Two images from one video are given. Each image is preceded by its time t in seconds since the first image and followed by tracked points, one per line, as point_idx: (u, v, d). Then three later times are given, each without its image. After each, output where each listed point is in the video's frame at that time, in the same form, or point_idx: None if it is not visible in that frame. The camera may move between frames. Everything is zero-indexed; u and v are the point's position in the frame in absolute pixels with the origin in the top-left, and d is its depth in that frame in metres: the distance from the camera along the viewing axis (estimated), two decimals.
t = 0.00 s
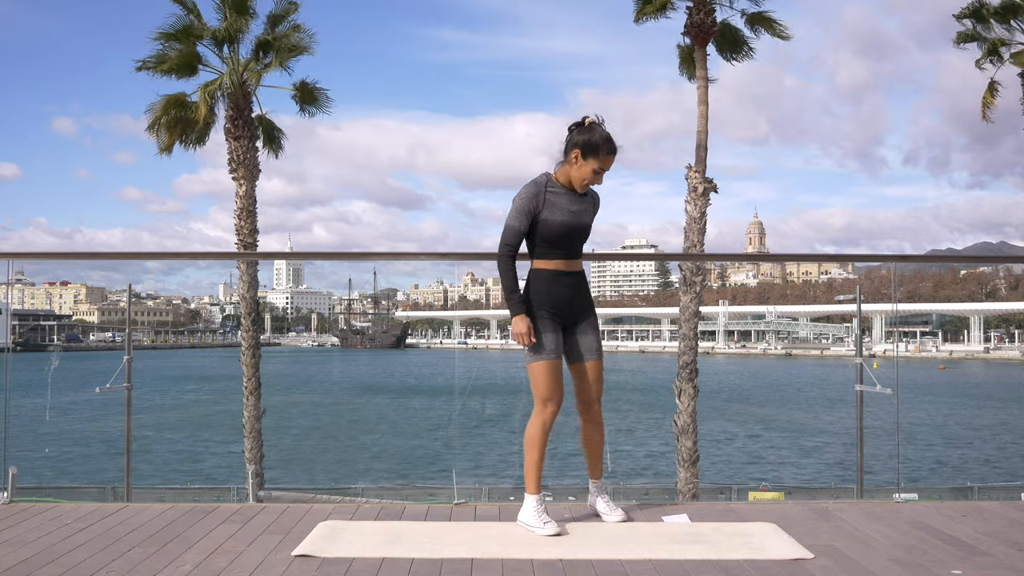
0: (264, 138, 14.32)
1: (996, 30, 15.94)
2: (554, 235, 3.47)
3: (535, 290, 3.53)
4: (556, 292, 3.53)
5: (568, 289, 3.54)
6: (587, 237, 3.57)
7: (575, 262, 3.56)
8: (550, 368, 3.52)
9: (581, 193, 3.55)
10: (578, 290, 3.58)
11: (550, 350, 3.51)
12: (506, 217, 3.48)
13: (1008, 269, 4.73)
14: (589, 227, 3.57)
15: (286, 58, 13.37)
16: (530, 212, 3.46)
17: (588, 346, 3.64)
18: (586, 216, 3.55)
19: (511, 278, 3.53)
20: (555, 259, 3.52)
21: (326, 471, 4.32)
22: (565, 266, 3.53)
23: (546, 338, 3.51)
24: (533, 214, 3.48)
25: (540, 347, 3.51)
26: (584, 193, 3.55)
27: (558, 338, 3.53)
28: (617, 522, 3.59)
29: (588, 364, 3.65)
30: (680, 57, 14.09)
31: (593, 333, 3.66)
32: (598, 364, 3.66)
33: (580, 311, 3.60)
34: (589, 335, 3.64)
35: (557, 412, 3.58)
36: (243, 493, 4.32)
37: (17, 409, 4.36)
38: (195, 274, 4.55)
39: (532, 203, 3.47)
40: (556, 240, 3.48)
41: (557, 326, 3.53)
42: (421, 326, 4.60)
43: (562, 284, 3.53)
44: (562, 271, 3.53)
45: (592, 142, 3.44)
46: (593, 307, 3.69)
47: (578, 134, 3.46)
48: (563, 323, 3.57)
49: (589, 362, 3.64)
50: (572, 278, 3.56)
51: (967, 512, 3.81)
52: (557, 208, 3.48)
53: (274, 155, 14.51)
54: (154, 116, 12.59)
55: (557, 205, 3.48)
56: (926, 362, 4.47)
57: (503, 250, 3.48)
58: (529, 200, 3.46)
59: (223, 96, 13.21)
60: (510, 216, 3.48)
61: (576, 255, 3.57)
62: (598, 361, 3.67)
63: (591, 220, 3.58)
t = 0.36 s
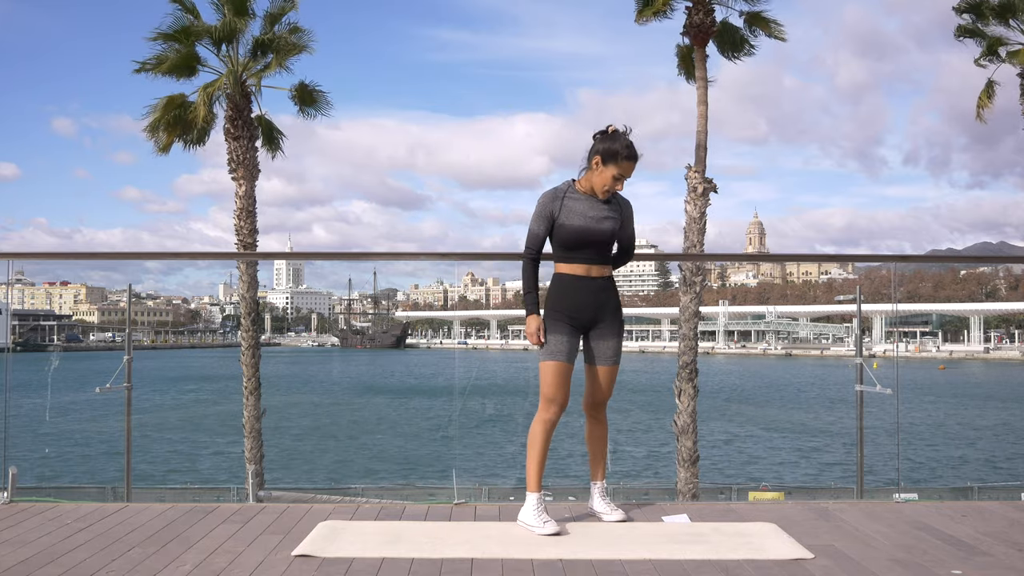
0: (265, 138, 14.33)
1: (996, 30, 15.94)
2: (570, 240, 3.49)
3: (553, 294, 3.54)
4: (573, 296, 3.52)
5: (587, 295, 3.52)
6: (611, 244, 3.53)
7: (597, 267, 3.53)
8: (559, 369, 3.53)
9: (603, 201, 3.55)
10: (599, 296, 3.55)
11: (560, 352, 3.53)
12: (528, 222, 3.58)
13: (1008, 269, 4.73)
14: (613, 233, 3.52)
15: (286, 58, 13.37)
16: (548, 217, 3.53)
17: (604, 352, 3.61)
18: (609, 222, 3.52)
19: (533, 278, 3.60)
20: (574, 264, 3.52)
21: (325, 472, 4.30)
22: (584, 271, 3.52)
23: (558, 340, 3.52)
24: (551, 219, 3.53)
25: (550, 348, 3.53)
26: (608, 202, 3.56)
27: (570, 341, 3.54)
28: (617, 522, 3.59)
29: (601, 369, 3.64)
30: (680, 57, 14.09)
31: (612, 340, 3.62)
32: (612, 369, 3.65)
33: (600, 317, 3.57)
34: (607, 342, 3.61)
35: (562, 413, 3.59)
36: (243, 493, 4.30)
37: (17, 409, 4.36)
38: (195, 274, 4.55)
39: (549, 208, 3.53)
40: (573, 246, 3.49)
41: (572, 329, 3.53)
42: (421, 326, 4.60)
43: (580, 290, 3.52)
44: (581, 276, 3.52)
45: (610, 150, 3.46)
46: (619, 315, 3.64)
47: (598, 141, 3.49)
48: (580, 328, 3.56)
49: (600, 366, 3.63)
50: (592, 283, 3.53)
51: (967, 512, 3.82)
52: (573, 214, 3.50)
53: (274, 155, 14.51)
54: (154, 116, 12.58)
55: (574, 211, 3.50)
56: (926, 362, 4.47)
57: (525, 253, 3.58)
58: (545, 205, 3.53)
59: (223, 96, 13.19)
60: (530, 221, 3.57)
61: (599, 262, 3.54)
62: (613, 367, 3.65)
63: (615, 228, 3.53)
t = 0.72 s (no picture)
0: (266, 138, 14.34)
1: (996, 30, 15.94)
2: (575, 239, 3.52)
3: (559, 293, 3.59)
4: (578, 294, 3.55)
5: (592, 294, 3.54)
6: (618, 243, 3.53)
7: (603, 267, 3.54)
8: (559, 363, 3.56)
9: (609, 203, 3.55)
10: (604, 295, 3.56)
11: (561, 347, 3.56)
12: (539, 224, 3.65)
13: (1008, 270, 4.73)
14: (619, 232, 3.52)
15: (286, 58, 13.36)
16: (555, 218, 3.58)
17: (609, 351, 3.61)
18: (613, 221, 3.52)
19: (544, 281, 3.70)
20: (579, 264, 3.55)
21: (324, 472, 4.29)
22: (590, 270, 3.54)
23: (560, 334, 3.56)
24: (559, 221, 3.58)
25: (552, 340, 3.57)
26: (615, 204, 3.57)
27: (574, 338, 3.56)
28: (617, 522, 3.59)
29: (605, 367, 3.64)
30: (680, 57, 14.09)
31: (618, 340, 3.61)
32: (616, 368, 3.65)
33: (605, 316, 3.56)
34: (613, 342, 3.60)
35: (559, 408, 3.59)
36: (243, 493, 4.35)
37: (17, 409, 4.36)
38: (195, 274, 4.55)
39: (556, 210, 3.58)
40: (578, 246, 3.52)
41: (576, 327, 3.56)
42: (421, 326, 4.59)
43: (584, 289, 3.55)
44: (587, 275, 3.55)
45: (609, 152, 3.50)
46: (627, 316, 3.63)
47: (600, 145, 3.54)
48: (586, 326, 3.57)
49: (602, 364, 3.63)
50: (598, 282, 3.55)
51: (967, 512, 3.82)
52: (577, 214, 3.53)
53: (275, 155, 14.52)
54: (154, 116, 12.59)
55: (578, 211, 3.53)
56: (926, 361, 4.47)
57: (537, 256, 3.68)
58: (552, 207, 3.59)
59: (223, 96, 13.19)
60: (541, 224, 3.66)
61: (606, 262, 3.55)
62: (617, 366, 3.64)
63: (621, 228, 3.53)
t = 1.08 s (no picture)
0: (267, 137, 14.35)
1: (996, 30, 15.95)
2: (561, 239, 3.54)
3: (548, 294, 3.61)
4: (565, 295, 3.57)
5: (579, 294, 3.56)
6: (604, 241, 3.55)
7: (590, 266, 3.56)
8: (550, 368, 3.62)
9: (594, 201, 3.58)
10: (592, 295, 3.58)
11: (551, 351, 3.61)
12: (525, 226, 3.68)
13: (1008, 269, 4.73)
14: (604, 230, 3.55)
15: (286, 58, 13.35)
16: (541, 218, 3.60)
17: (599, 351, 3.63)
18: (599, 220, 3.55)
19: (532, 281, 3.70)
20: (566, 264, 3.57)
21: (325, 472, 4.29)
22: (576, 270, 3.56)
23: (550, 339, 3.61)
24: (544, 221, 3.61)
25: (541, 347, 3.62)
26: (599, 202, 3.60)
27: (562, 341, 3.60)
28: (617, 522, 3.59)
29: (596, 367, 3.67)
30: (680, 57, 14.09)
31: (607, 339, 3.63)
32: (607, 369, 3.67)
33: (593, 316, 3.59)
34: (601, 341, 3.63)
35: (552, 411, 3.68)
36: (243, 493, 4.35)
37: (17, 409, 4.36)
38: (195, 274, 4.55)
39: (541, 210, 3.60)
40: (564, 245, 3.55)
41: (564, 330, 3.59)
42: (421, 326, 4.60)
43: (572, 289, 3.57)
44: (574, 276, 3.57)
45: (587, 148, 3.56)
46: (615, 315, 3.66)
47: (580, 142, 3.60)
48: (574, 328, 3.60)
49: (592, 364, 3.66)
50: (584, 282, 3.57)
51: (967, 512, 3.82)
52: (563, 213, 3.55)
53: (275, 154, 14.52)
54: (154, 116, 12.59)
55: (563, 211, 3.56)
56: (925, 362, 4.47)
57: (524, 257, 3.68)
58: (537, 208, 3.62)
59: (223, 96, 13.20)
60: (526, 225, 3.67)
61: (592, 261, 3.57)
62: (608, 365, 3.67)
63: (606, 227, 3.55)
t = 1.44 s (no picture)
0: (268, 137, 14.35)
1: (996, 30, 15.95)
2: (536, 239, 3.55)
3: (523, 293, 3.62)
4: (541, 295, 3.58)
5: (554, 293, 3.57)
6: (579, 242, 3.56)
7: (564, 266, 3.57)
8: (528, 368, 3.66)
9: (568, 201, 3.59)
10: (567, 294, 3.58)
11: (529, 351, 3.64)
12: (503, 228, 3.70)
13: (1008, 270, 4.73)
14: (579, 231, 3.54)
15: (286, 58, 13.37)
16: (516, 220, 3.62)
17: (576, 351, 3.63)
18: (573, 220, 3.55)
19: (512, 285, 3.71)
20: (542, 264, 3.58)
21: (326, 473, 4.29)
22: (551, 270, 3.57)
23: (527, 338, 3.63)
24: (520, 222, 3.63)
25: (519, 346, 3.65)
26: (573, 202, 3.60)
27: (537, 339, 3.62)
28: (617, 522, 3.59)
29: (576, 368, 3.66)
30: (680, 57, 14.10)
31: (585, 340, 3.63)
32: (588, 368, 3.67)
33: (569, 316, 3.59)
34: (578, 341, 3.62)
35: (534, 410, 3.75)
36: (243, 493, 4.37)
37: (17, 409, 4.36)
38: (195, 274, 4.55)
39: (516, 212, 3.63)
40: (539, 246, 3.55)
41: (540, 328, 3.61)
42: (421, 326, 4.59)
43: (547, 288, 3.57)
44: (548, 276, 3.57)
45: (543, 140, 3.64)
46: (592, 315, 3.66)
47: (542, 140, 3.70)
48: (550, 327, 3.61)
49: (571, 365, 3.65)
50: (559, 281, 3.57)
51: (967, 512, 3.81)
52: (537, 214, 3.57)
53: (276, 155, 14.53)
54: (155, 116, 12.57)
55: (537, 212, 3.57)
56: (926, 362, 4.47)
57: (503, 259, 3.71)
58: (513, 210, 3.64)
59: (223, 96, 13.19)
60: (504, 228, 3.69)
61: (567, 261, 3.57)
62: (588, 366, 3.66)
63: (579, 227, 3.55)
